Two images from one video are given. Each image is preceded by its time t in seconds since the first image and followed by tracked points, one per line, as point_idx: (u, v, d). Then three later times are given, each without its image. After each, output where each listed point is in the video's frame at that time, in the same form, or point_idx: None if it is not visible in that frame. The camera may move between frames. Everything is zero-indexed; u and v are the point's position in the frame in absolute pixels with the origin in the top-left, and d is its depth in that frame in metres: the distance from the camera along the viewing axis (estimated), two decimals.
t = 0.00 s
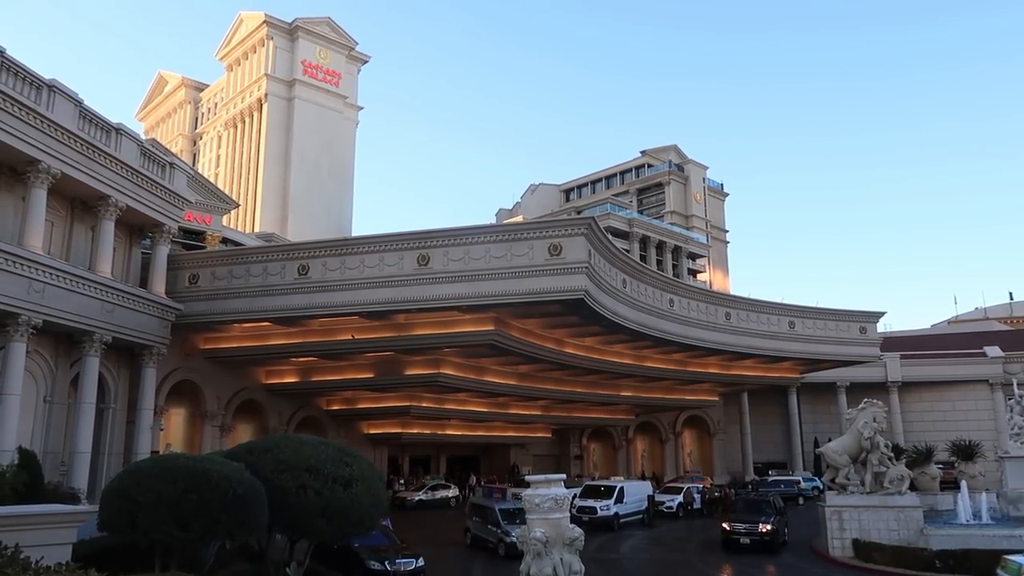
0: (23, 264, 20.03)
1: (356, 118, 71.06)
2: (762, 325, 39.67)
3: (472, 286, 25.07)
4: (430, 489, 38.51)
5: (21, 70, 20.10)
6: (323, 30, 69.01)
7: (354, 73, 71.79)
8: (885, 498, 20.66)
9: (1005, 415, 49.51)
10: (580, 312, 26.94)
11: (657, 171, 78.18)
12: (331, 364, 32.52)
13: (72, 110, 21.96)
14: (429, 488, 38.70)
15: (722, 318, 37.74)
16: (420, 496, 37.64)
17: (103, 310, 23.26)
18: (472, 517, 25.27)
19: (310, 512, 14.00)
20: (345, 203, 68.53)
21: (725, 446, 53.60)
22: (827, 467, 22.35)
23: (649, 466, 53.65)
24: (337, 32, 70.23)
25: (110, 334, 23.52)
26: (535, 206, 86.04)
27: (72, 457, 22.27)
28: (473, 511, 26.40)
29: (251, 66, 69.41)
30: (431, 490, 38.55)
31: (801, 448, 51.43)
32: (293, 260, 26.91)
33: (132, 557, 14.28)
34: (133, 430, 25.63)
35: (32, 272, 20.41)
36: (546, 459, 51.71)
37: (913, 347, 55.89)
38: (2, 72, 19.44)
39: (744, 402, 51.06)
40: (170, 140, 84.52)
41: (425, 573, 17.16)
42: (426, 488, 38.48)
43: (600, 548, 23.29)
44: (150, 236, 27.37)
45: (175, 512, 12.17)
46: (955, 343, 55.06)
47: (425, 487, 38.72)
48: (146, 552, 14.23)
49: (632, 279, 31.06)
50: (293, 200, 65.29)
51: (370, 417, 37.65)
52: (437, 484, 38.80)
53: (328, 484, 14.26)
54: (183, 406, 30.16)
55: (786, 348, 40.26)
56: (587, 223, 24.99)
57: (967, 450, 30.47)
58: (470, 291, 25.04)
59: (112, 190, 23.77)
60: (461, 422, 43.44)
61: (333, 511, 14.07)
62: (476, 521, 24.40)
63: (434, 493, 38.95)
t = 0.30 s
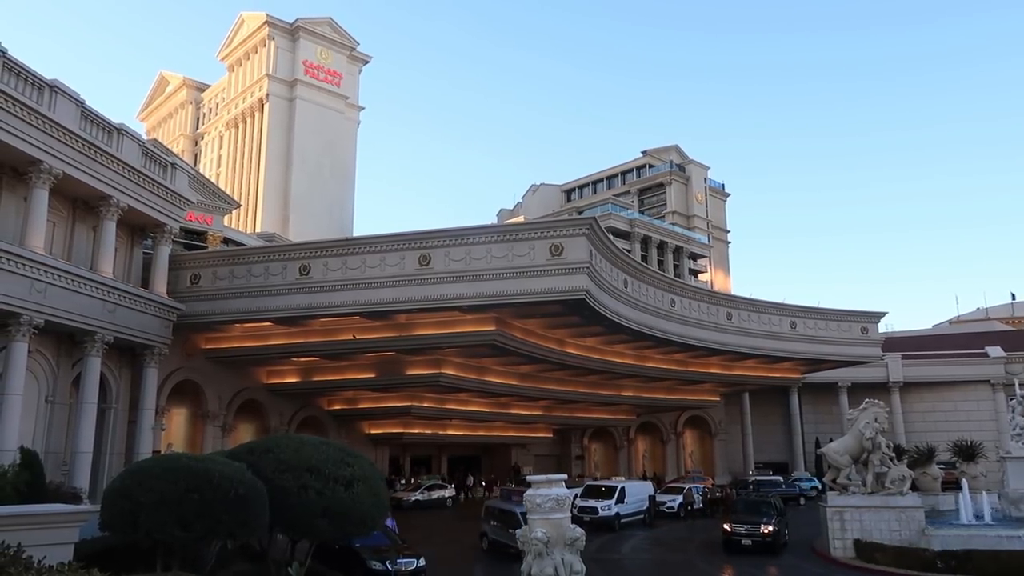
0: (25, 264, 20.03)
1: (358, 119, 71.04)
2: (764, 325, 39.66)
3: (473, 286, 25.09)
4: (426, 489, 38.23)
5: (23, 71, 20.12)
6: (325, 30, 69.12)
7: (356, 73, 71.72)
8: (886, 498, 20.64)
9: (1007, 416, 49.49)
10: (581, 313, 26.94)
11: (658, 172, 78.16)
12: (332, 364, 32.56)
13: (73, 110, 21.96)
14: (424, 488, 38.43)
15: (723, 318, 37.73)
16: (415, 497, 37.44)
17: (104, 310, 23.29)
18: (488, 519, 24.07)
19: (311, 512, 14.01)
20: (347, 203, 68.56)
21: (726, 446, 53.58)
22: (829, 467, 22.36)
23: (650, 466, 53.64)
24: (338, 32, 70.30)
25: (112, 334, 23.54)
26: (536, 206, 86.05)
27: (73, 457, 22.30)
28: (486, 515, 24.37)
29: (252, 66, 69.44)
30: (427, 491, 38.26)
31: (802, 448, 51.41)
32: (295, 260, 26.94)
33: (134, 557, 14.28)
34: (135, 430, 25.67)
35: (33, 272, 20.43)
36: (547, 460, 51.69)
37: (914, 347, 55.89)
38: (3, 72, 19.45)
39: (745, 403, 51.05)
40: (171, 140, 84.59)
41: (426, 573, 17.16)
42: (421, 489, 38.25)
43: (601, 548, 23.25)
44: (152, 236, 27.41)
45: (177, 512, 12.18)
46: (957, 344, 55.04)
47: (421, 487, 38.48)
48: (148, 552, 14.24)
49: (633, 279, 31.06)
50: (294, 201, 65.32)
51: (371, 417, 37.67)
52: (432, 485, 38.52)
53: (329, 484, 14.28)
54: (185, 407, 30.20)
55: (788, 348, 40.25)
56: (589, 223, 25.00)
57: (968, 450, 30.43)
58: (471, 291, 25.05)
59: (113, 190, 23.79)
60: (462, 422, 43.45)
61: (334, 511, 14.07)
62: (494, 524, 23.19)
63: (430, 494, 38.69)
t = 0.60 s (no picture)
0: (27, 265, 20.06)
1: (360, 119, 71.07)
2: (766, 325, 39.62)
3: (476, 287, 25.10)
4: (426, 490, 38.22)
5: (26, 72, 20.17)
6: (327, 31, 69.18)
7: (357, 74, 71.81)
8: (890, 498, 20.59)
9: (1010, 416, 49.40)
10: (583, 313, 26.93)
11: (660, 172, 78.11)
12: (335, 365, 32.58)
13: (76, 112, 22.00)
14: (424, 489, 38.42)
15: (726, 318, 37.71)
16: (413, 497, 37.43)
17: (107, 311, 23.33)
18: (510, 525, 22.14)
19: (314, 513, 14.01)
20: (349, 204, 68.62)
21: (729, 447, 53.51)
22: (832, 467, 22.34)
23: (653, 466, 53.63)
24: (340, 33, 70.38)
25: (115, 335, 23.59)
26: (538, 207, 86.07)
27: (76, 458, 22.34)
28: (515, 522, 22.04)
29: (254, 67, 69.54)
30: (426, 491, 38.24)
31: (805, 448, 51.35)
32: (297, 261, 26.96)
33: (137, 557, 14.30)
34: (138, 430, 25.70)
35: (36, 273, 20.46)
36: (550, 460, 51.66)
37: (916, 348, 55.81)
38: (7, 73, 19.49)
39: (748, 403, 50.99)
40: (173, 141, 84.73)
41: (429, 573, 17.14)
42: (421, 490, 38.24)
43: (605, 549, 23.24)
44: (154, 237, 27.45)
45: (179, 512, 12.20)
46: (960, 344, 54.97)
47: (421, 487, 38.46)
48: (151, 552, 14.26)
49: (635, 279, 31.06)
50: (296, 202, 65.37)
51: (373, 417, 37.68)
52: (432, 485, 38.48)
53: (332, 485, 14.29)
54: (187, 407, 30.25)
55: (790, 348, 40.20)
56: (591, 224, 25.01)
57: (972, 450, 30.37)
58: (474, 291, 25.06)
59: (116, 191, 23.83)
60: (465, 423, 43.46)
61: (337, 512, 14.08)
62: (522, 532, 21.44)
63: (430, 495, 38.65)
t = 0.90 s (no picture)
0: (30, 265, 20.08)
1: (362, 120, 71.12)
2: (768, 326, 39.58)
3: (478, 287, 25.10)
4: (427, 491, 38.21)
5: (29, 73, 20.21)
6: (329, 32, 69.22)
7: (360, 75, 71.90)
8: (892, 499, 20.57)
9: (1013, 417, 49.31)
10: (585, 313, 26.92)
11: (662, 172, 78.06)
12: (337, 365, 32.62)
13: (79, 112, 22.05)
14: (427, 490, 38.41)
15: (728, 318, 37.68)
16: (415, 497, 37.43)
17: (110, 311, 23.36)
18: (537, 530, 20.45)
19: (317, 514, 14.01)
20: (351, 204, 68.68)
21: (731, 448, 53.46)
22: (834, 468, 22.33)
23: (655, 467, 53.60)
24: (343, 34, 70.45)
25: (117, 335, 23.61)
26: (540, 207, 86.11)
27: (79, 458, 22.38)
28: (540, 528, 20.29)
29: (257, 68, 69.58)
30: (428, 492, 38.22)
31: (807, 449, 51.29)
32: (299, 261, 26.98)
33: (139, 558, 14.32)
34: (140, 430, 25.72)
35: (39, 273, 20.49)
36: (552, 461, 51.65)
37: (919, 349, 55.73)
38: (10, 74, 19.55)
39: (750, 404, 50.94)
40: (176, 142, 84.88)
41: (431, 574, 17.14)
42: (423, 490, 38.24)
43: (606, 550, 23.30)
44: (157, 237, 27.48)
45: (182, 513, 12.20)
46: (963, 345, 54.87)
47: (423, 488, 38.43)
48: (153, 552, 14.27)
49: (638, 279, 31.05)
50: (298, 202, 65.44)
51: (375, 418, 37.69)
52: (434, 485, 38.46)
53: (334, 485, 14.29)
54: (190, 407, 30.30)
55: (792, 349, 40.16)
56: (594, 225, 24.99)
57: (975, 451, 30.31)
58: (476, 292, 25.07)
59: (119, 191, 23.86)
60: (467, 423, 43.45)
61: (339, 513, 14.08)
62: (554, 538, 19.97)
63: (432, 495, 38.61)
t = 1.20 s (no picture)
0: (38, 267, 20.16)
1: (368, 121, 71.26)
2: (775, 326, 39.48)
3: (484, 288, 25.12)
4: (434, 491, 38.25)
5: (37, 75, 20.31)
6: (336, 34, 69.41)
7: (366, 77, 72.07)
8: (900, 501, 20.48)
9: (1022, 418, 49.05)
10: (592, 314, 26.93)
11: (669, 173, 77.98)
12: (344, 366, 32.68)
13: (87, 115, 22.15)
14: (434, 490, 38.45)
15: (735, 319, 37.60)
16: (422, 497, 37.48)
17: (118, 312, 23.45)
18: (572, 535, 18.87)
19: (323, 515, 14.02)
20: (358, 206, 68.85)
21: (739, 448, 53.30)
22: (842, 469, 22.22)
23: (662, 468, 53.52)
24: (349, 35, 70.62)
25: (125, 336, 23.71)
26: (547, 208, 86.09)
27: (87, 458, 22.47)
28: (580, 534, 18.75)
29: (264, 70, 69.80)
30: (434, 493, 38.24)
31: (815, 450, 51.12)
32: (306, 263, 27.04)
33: (147, 558, 14.38)
34: (148, 431, 25.82)
35: (47, 275, 20.58)
36: (559, 461, 51.64)
37: (927, 350, 55.48)
38: (19, 77, 19.67)
39: (757, 405, 50.81)
40: (183, 144, 85.18)
41: (437, 574, 17.34)
42: (429, 491, 38.27)
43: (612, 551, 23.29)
44: (165, 239, 27.58)
45: (190, 513, 12.23)
46: (971, 345, 54.63)
47: (429, 488, 38.46)
48: (161, 553, 14.33)
49: (644, 280, 31.02)
50: (305, 203, 65.61)
51: (382, 419, 37.73)
52: (441, 486, 38.49)
53: (341, 486, 14.31)
54: (197, 408, 30.44)
55: (799, 350, 40.04)
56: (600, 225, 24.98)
57: (983, 452, 30.15)
58: (482, 293, 25.09)
59: (127, 193, 23.97)
60: (474, 424, 43.48)
61: (346, 513, 14.09)
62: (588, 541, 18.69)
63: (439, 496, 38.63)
